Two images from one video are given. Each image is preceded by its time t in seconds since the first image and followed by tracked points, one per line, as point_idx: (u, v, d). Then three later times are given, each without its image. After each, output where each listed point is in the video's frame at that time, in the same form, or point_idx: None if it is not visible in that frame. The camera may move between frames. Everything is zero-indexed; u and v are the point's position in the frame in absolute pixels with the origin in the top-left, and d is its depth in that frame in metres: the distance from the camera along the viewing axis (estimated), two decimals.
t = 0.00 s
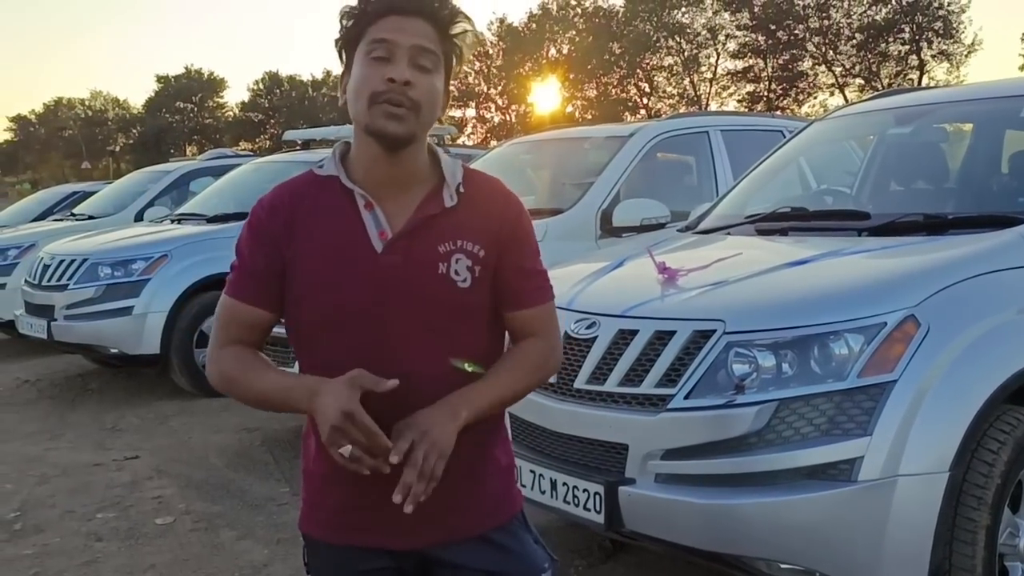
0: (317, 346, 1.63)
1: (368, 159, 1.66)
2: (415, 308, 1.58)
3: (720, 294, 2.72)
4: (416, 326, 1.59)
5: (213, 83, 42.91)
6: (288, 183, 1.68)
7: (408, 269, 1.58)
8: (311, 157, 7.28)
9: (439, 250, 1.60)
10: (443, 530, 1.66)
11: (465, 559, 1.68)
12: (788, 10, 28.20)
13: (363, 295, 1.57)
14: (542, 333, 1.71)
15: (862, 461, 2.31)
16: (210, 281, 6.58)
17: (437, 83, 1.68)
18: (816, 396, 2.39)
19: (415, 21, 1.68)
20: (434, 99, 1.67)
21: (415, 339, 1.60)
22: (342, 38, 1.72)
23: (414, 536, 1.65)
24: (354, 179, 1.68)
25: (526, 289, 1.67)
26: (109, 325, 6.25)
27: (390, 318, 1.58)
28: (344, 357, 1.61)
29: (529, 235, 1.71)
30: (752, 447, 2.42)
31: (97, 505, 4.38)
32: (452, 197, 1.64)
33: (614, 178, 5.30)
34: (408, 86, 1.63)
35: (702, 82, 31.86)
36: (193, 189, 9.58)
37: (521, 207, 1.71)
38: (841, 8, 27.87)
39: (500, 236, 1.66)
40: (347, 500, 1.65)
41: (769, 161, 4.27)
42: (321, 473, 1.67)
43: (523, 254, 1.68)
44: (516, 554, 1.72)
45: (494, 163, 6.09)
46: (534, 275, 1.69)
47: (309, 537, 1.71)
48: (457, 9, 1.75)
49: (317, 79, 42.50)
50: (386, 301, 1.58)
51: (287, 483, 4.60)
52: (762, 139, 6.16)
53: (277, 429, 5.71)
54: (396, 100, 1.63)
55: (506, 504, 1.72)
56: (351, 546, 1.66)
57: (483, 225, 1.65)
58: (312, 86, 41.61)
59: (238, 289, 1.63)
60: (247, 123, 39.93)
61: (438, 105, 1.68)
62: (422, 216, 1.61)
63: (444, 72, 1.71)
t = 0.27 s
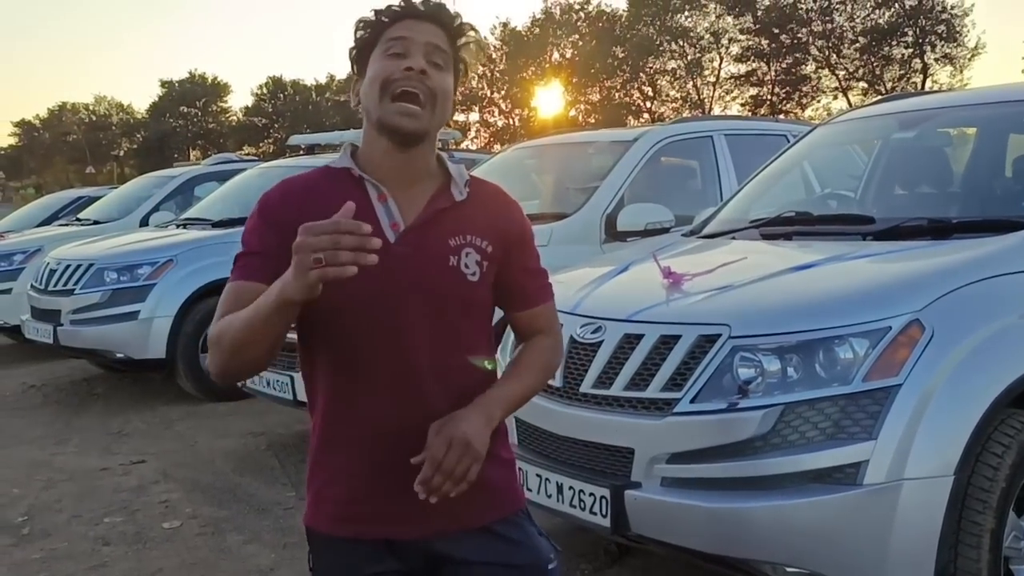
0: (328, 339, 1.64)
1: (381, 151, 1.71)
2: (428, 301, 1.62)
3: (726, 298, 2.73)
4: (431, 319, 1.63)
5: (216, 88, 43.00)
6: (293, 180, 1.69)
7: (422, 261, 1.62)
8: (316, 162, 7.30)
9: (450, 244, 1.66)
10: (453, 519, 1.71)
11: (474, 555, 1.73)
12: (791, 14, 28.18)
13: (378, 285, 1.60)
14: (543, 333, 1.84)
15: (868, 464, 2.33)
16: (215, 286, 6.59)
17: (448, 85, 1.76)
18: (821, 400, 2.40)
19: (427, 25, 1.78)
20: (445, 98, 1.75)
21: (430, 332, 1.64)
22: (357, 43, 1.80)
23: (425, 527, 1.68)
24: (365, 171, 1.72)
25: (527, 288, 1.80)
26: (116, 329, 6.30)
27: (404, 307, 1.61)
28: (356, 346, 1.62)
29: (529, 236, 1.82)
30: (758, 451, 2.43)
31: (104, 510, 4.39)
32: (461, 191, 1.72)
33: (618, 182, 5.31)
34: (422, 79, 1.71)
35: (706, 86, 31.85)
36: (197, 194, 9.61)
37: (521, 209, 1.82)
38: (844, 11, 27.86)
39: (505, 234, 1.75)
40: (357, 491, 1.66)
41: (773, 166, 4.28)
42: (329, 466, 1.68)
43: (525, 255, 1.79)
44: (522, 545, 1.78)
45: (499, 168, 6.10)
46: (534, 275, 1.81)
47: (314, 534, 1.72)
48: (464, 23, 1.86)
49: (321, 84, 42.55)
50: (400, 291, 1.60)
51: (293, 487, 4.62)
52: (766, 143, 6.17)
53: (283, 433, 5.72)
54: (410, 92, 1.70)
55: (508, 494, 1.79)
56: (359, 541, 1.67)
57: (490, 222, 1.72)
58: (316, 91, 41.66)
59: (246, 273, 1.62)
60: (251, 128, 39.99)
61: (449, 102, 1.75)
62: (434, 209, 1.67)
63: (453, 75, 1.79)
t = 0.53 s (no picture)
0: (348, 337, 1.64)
1: (398, 155, 1.70)
2: (450, 300, 1.64)
3: (733, 300, 2.74)
4: (452, 318, 1.65)
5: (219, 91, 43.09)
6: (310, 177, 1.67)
7: (445, 260, 1.63)
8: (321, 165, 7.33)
9: (470, 245, 1.68)
10: (473, 516, 1.73)
11: (492, 552, 1.74)
12: (794, 16, 28.20)
13: (404, 284, 1.60)
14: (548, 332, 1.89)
15: (875, 466, 2.33)
16: (220, 289, 6.61)
17: (469, 92, 1.74)
18: (828, 402, 2.40)
19: (451, 31, 1.75)
20: (464, 106, 1.73)
21: (451, 331, 1.65)
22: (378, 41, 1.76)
23: (447, 523, 1.70)
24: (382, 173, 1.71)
25: (535, 288, 1.84)
26: (121, 332, 6.31)
27: (428, 306, 1.62)
28: (379, 345, 1.62)
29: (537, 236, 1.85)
30: (765, 453, 2.43)
31: (111, 512, 4.40)
32: (479, 194, 1.74)
33: (623, 185, 5.32)
34: (443, 87, 1.69)
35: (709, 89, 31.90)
36: (202, 198, 9.63)
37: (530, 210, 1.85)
38: (847, 14, 27.88)
39: (519, 235, 1.78)
40: (378, 489, 1.67)
41: (778, 169, 4.29)
42: (349, 465, 1.69)
43: (534, 256, 1.83)
44: (540, 541, 1.78)
45: (503, 171, 6.12)
46: (541, 275, 1.85)
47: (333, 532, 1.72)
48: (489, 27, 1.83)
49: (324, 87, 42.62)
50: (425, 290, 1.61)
51: (300, 490, 4.62)
52: (770, 146, 6.18)
53: (288, 436, 5.73)
54: (431, 98, 1.68)
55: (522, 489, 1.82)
56: (378, 539, 1.68)
57: (506, 223, 1.75)
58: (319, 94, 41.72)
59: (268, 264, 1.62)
60: (254, 131, 40.06)
61: (469, 110, 1.74)
62: (455, 210, 1.69)
63: (474, 82, 1.78)
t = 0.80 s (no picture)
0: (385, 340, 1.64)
1: (430, 161, 1.69)
2: (486, 304, 1.63)
3: (740, 302, 2.74)
4: (488, 321, 1.64)
5: (223, 94, 43.19)
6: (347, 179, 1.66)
7: (481, 263, 1.63)
8: (325, 167, 7.33)
9: (505, 247, 1.67)
10: (504, 517, 1.73)
11: (519, 553, 1.74)
12: (797, 18, 28.17)
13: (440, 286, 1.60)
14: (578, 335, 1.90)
15: (883, 467, 2.33)
16: (224, 291, 6.62)
17: (501, 97, 1.73)
18: (836, 403, 2.39)
19: (486, 38, 1.74)
20: (496, 111, 1.72)
21: (487, 334, 1.65)
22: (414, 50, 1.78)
23: (479, 524, 1.70)
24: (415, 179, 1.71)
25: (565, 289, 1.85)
26: (126, 335, 6.30)
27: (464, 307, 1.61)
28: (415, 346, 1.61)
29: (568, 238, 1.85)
30: (773, 454, 2.42)
31: (116, 515, 4.41)
32: (514, 196, 1.73)
33: (628, 187, 5.32)
34: (473, 96, 1.68)
35: (712, 91, 31.94)
36: (207, 200, 9.65)
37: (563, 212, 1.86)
38: (850, 15, 27.86)
39: (553, 238, 1.78)
40: (409, 489, 1.66)
41: (784, 170, 4.28)
42: (381, 466, 1.68)
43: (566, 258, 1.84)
44: (560, 543, 1.78)
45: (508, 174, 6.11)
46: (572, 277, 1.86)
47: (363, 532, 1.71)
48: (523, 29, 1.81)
49: (328, 90, 42.67)
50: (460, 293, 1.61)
51: (305, 492, 4.62)
52: (775, 147, 6.18)
53: (293, 438, 5.74)
54: (460, 106, 1.67)
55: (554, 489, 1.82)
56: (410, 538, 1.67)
57: (541, 225, 1.75)
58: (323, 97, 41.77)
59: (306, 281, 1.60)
60: (258, 133, 40.13)
61: (502, 117, 1.73)
62: (490, 213, 1.69)
63: (509, 89, 1.76)
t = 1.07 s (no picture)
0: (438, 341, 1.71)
1: (491, 175, 1.77)
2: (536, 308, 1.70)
3: (750, 302, 2.74)
4: (537, 325, 1.71)
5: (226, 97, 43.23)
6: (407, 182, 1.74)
7: (532, 268, 1.69)
8: (329, 169, 7.34)
9: (557, 254, 1.73)
10: (547, 519, 1.76)
11: (557, 550, 1.78)
12: (800, 19, 28.22)
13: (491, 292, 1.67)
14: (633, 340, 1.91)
15: (891, 468, 2.32)
16: (229, 294, 6.63)
17: (560, 116, 1.78)
18: (844, 404, 2.39)
19: (548, 59, 1.75)
20: (555, 131, 1.77)
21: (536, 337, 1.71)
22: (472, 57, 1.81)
23: (521, 523, 1.75)
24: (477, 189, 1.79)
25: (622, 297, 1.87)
26: (131, 338, 6.33)
27: (513, 313, 1.68)
28: (465, 349, 1.70)
29: (626, 246, 1.88)
30: (781, 456, 2.42)
31: (122, 517, 4.41)
32: (569, 203, 1.79)
33: (632, 189, 5.32)
34: (535, 125, 1.73)
35: (715, 92, 31.82)
36: (210, 203, 9.66)
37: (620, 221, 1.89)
38: (853, 17, 27.83)
39: (607, 245, 1.81)
40: (456, 484, 1.73)
41: (789, 171, 4.27)
42: (430, 461, 1.75)
43: (622, 265, 1.86)
44: (592, 543, 1.80)
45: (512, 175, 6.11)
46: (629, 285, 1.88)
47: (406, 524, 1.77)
48: (586, 40, 1.82)
49: (330, 93, 42.72)
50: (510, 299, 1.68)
51: (311, 494, 4.62)
52: (778, 148, 6.18)
53: (298, 440, 5.74)
54: (521, 133, 1.73)
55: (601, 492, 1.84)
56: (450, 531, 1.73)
57: (594, 233, 1.79)
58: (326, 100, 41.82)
59: (359, 289, 1.68)
60: (261, 136, 40.16)
61: (561, 133, 1.78)
62: (544, 220, 1.74)
63: (569, 101, 1.80)
